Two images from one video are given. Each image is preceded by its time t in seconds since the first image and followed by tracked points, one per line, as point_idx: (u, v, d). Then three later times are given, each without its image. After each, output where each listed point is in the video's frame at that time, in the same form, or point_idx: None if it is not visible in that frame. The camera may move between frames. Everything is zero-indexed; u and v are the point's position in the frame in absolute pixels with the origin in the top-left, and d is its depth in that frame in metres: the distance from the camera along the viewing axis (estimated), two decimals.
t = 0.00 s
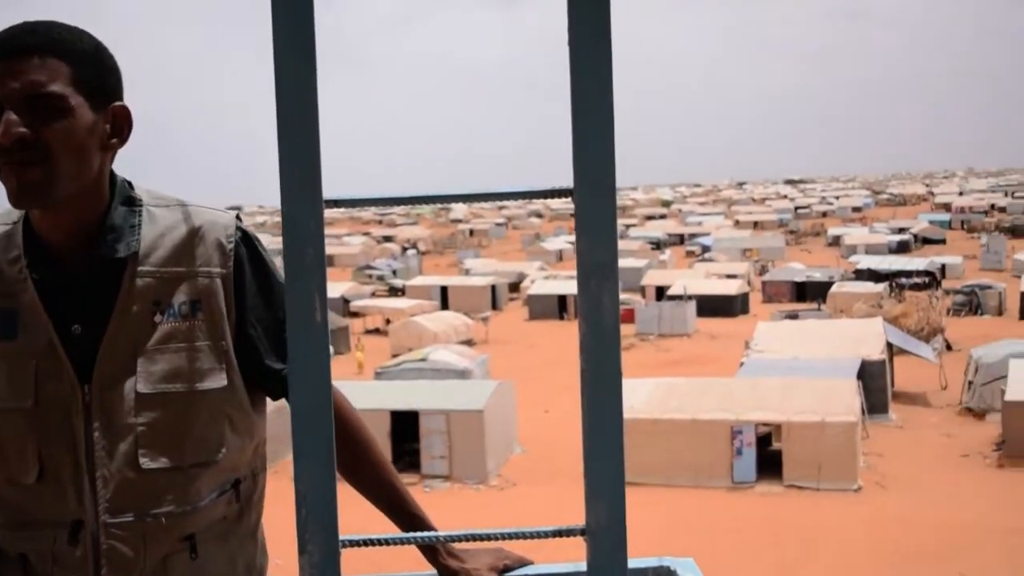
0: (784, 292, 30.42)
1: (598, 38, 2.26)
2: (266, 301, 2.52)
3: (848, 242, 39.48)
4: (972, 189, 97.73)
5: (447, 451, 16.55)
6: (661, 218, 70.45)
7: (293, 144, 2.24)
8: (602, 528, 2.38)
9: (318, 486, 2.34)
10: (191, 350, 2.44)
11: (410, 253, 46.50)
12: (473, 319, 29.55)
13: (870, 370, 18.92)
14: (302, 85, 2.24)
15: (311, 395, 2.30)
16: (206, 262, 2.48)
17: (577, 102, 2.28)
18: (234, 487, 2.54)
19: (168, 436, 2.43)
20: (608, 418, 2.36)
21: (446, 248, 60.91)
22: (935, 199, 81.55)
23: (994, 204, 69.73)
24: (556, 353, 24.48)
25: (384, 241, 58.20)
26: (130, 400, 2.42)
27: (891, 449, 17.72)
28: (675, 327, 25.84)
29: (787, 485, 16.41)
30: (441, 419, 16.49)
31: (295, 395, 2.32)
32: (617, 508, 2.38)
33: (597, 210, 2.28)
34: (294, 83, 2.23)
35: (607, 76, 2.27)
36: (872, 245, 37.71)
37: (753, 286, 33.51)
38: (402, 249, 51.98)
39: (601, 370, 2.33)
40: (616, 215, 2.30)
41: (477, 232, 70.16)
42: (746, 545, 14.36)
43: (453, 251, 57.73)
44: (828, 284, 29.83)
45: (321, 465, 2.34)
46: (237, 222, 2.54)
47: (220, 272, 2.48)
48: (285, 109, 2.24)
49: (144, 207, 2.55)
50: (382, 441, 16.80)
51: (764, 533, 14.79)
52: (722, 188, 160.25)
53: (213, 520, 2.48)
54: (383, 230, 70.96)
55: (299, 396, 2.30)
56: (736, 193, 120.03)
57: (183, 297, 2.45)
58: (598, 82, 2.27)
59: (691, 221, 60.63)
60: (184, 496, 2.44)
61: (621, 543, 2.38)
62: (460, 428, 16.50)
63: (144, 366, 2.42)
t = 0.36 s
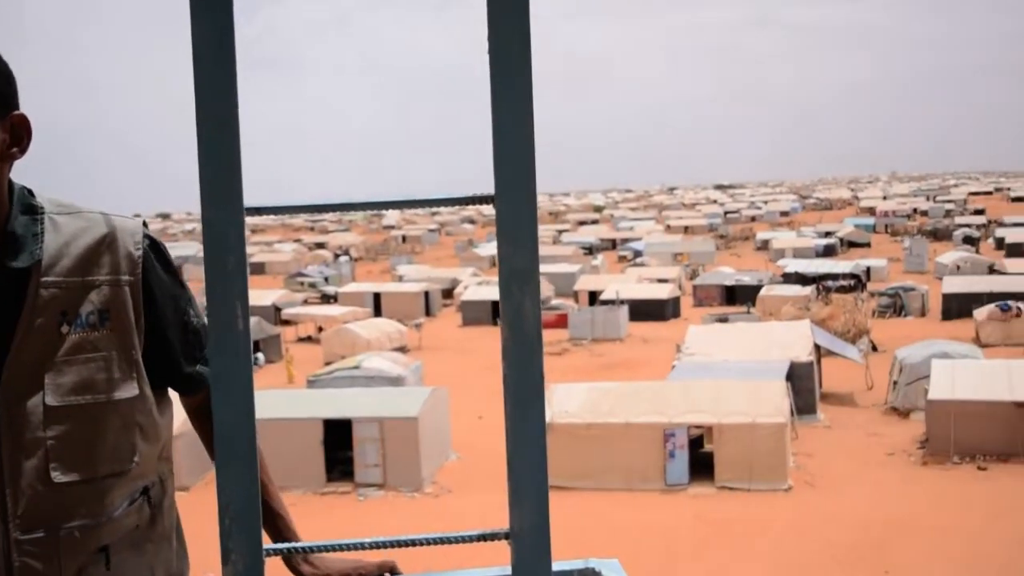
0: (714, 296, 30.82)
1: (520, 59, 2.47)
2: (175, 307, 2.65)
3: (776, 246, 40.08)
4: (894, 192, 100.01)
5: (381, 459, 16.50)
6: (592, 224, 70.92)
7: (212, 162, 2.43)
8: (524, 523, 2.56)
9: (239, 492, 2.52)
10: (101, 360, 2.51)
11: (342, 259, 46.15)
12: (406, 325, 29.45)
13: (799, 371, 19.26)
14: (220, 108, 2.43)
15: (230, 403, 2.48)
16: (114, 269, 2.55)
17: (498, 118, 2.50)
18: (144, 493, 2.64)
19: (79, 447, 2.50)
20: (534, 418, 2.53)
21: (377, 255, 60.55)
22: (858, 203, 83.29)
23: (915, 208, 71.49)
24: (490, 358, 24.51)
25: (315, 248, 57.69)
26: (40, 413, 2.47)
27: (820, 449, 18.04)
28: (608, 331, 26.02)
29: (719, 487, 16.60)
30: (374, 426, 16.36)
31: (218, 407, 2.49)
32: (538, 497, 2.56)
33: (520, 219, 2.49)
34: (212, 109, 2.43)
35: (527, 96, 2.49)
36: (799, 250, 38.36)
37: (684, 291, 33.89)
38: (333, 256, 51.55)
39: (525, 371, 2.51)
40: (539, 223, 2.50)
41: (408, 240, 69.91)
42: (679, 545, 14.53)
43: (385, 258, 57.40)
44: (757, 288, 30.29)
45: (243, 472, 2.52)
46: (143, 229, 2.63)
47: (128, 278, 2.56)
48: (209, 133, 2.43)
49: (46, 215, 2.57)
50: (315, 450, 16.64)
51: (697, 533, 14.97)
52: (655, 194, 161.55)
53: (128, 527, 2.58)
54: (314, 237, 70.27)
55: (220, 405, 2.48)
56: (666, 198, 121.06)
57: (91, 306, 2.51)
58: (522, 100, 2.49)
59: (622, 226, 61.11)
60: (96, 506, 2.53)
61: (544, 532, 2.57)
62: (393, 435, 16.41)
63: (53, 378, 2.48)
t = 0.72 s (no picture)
0: (640, 299, 31.13)
1: (435, 84, 2.79)
2: (76, 316, 2.64)
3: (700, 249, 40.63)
4: (815, 195, 101.92)
5: (307, 467, 16.35)
6: (518, 228, 71.07)
7: (131, 174, 2.67)
8: (442, 496, 2.88)
9: (153, 493, 2.72)
10: None
11: (267, 265, 45.62)
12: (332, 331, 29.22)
13: (723, 372, 19.55)
14: (134, 125, 2.67)
15: (144, 405, 2.67)
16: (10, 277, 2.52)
17: (414, 134, 2.81)
18: (51, 503, 2.64)
19: None
20: (452, 403, 2.84)
21: (303, 260, 59.94)
22: (780, 206, 84.68)
23: (835, 211, 72.96)
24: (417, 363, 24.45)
25: (239, 254, 56.89)
26: None
27: (744, 448, 18.32)
28: (534, 335, 26.13)
29: (647, 488, 16.68)
30: (300, 433, 16.21)
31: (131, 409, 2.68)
32: (455, 473, 2.88)
33: (435, 226, 2.80)
34: (129, 122, 2.67)
35: (439, 117, 2.81)
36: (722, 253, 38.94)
37: (611, 294, 34.17)
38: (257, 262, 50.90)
39: (443, 362, 2.82)
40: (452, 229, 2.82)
41: (333, 245, 69.22)
42: (606, 545, 14.64)
43: (311, 264, 56.84)
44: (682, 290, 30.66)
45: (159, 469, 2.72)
46: (38, 233, 2.60)
47: (23, 286, 2.52)
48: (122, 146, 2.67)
49: None
50: (240, 458, 16.41)
51: (623, 532, 15.10)
52: (583, 199, 162.48)
53: (36, 537, 2.59)
54: (238, 242, 69.29)
55: (134, 406, 2.67)
56: (594, 202, 121.75)
57: None
58: (435, 116, 2.81)
59: (549, 231, 61.32)
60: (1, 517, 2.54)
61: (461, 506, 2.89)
62: (320, 442, 16.27)
63: None
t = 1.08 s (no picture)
0: (566, 299, 31.33)
1: (350, 73, 2.61)
2: None
3: (626, 249, 41.04)
4: (738, 196, 103.71)
5: (232, 472, 16.17)
6: (446, 229, 71.14)
7: (32, 161, 2.42)
8: (359, 512, 2.72)
9: (60, 506, 2.50)
10: None
11: (190, 267, 45.03)
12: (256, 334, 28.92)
13: (650, 371, 19.69)
14: (37, 104, 2.41)
15: (50, 413, 2.46)
16: None
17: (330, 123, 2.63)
18: None
19: None
20: (368, 416, 2.68)
21: (227, 263, 59.44)
22: (706, 207, 85.99)
23: (758, 211, 74.25)
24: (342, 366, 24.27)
25: (161, 256, 56.18)
26: None
27: (671, 447, 18.48)
28: (462, 336, 26.11)
29: (575, 488, 16.80)
30: (225, 438, 16.04)
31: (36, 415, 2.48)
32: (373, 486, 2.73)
33: (348, 226, 2.64)
34: (27, 108, 2.41)
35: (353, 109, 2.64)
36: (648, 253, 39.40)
37: (538, 294, 34.30)
38: (180, 264, 50.24)
39: (359, 370, 2.65)
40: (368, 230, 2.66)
41: (258, 246, 68.72)
42: (535, 546, 14.61)
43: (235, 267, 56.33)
44: (608, 290, 30.89)
45: (68, 483, 2.51)
46: None
47: None
48: (21, 133, 2.42)
49: None
50: (163, 465, 16.17)
51: (551, 533, 15.11)
52: (512, 200, 163.17)
53: None
54: (160, 245, 68.41)
55: (40, 413, 2.46)
56: (522, 204, 122.43)
57: None
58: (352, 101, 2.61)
59: (476, 232, 61.49)
60: None
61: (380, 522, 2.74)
62: (246, 446, 16.09)
63: None
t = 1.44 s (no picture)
0: (502, 295, 31.39)
1: (268, 107, 3.11)
2: None
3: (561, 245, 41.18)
4: (674, 192, 104.47)
5: (161, 472, 15.90)
6: (380, 224, 70.53)
7: None
8: (278, 477, 3.23)
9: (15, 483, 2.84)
10: None
11: (119, 263, 44.18)
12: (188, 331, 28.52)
13: (584, 366, 19.78)
14: None
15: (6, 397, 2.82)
16: None
17: (252, 151, 3.14)
18: None
19: None
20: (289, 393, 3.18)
21: (156, 258, 58.36)
22: (640, 202, 86.34)
23: (692, 207, 74.86)
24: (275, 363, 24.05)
25: (89, 252, 54.97)
26: None
27: (605, 441, 18.64)
28: (397, 332, 26.03)
29: (508, 483, 16.83)
30: (154, 437, 15.77)
31: None
32: (290, 451, 3.24)
33: (272, 234, 3.14)
34: None
35: (274, 135, 3.14)
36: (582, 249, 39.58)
37: (473, 290, 34.28)
38: (108, 261, 49.25)
39: (281, 356, 3.16)
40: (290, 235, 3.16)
41: (189, 241, 67.56)
42: (471, 541, 14.62)
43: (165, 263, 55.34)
44: (543, 286, 31.00)
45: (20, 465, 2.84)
46: None
47: None
48: None
49: None
50: (91, 465, 15.85)
51: (487, 527, 15.14)
52: (449, 196, 162.55)
53: None
54: (88, 241, 66.93)
55: None
56: (459, 199, 122.04)
57: None
58: (268, 131, 3.13)
59: (411, 227, 61.17)
60: None
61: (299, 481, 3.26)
62: (175, 446, 15.82)
63: None
